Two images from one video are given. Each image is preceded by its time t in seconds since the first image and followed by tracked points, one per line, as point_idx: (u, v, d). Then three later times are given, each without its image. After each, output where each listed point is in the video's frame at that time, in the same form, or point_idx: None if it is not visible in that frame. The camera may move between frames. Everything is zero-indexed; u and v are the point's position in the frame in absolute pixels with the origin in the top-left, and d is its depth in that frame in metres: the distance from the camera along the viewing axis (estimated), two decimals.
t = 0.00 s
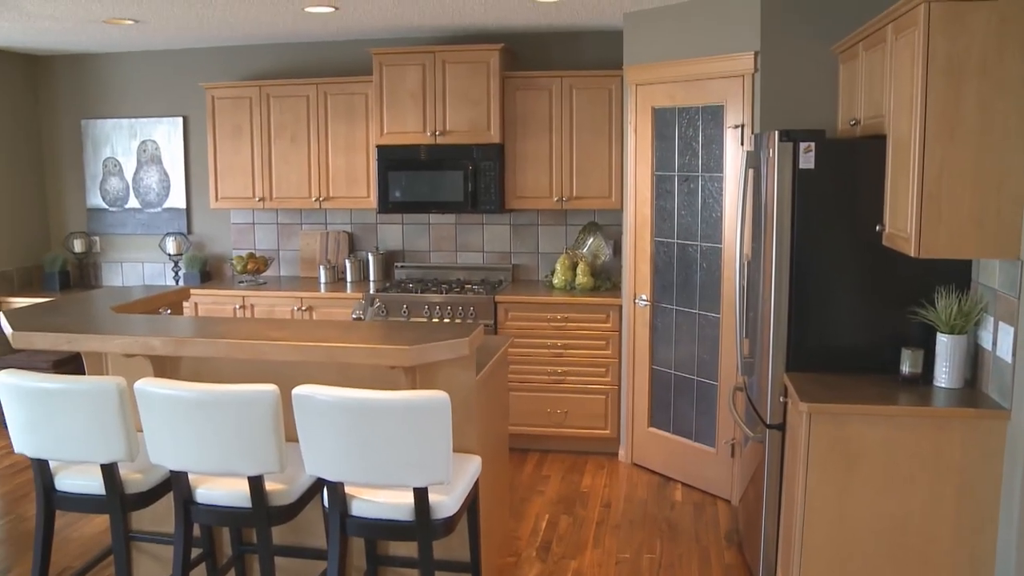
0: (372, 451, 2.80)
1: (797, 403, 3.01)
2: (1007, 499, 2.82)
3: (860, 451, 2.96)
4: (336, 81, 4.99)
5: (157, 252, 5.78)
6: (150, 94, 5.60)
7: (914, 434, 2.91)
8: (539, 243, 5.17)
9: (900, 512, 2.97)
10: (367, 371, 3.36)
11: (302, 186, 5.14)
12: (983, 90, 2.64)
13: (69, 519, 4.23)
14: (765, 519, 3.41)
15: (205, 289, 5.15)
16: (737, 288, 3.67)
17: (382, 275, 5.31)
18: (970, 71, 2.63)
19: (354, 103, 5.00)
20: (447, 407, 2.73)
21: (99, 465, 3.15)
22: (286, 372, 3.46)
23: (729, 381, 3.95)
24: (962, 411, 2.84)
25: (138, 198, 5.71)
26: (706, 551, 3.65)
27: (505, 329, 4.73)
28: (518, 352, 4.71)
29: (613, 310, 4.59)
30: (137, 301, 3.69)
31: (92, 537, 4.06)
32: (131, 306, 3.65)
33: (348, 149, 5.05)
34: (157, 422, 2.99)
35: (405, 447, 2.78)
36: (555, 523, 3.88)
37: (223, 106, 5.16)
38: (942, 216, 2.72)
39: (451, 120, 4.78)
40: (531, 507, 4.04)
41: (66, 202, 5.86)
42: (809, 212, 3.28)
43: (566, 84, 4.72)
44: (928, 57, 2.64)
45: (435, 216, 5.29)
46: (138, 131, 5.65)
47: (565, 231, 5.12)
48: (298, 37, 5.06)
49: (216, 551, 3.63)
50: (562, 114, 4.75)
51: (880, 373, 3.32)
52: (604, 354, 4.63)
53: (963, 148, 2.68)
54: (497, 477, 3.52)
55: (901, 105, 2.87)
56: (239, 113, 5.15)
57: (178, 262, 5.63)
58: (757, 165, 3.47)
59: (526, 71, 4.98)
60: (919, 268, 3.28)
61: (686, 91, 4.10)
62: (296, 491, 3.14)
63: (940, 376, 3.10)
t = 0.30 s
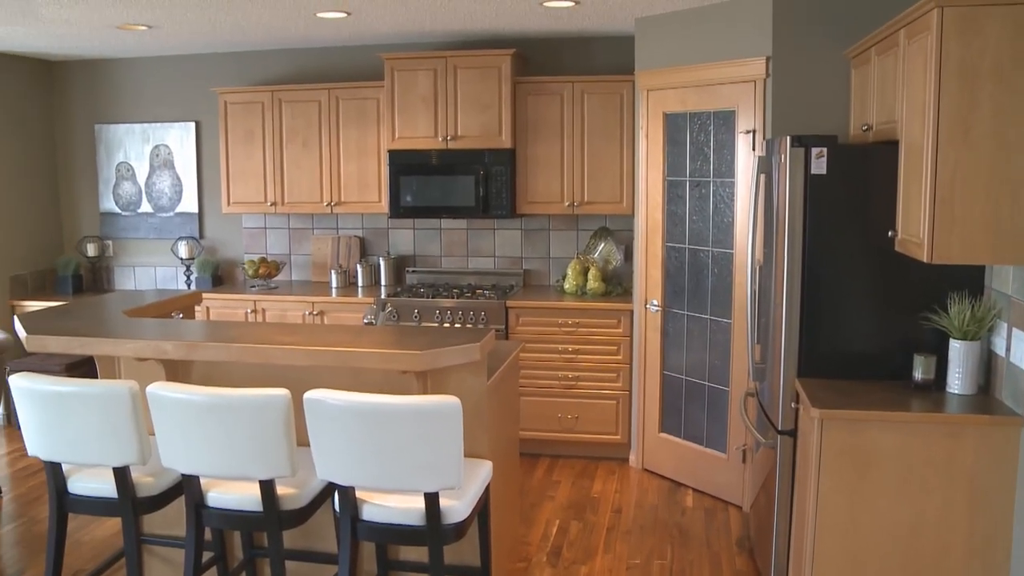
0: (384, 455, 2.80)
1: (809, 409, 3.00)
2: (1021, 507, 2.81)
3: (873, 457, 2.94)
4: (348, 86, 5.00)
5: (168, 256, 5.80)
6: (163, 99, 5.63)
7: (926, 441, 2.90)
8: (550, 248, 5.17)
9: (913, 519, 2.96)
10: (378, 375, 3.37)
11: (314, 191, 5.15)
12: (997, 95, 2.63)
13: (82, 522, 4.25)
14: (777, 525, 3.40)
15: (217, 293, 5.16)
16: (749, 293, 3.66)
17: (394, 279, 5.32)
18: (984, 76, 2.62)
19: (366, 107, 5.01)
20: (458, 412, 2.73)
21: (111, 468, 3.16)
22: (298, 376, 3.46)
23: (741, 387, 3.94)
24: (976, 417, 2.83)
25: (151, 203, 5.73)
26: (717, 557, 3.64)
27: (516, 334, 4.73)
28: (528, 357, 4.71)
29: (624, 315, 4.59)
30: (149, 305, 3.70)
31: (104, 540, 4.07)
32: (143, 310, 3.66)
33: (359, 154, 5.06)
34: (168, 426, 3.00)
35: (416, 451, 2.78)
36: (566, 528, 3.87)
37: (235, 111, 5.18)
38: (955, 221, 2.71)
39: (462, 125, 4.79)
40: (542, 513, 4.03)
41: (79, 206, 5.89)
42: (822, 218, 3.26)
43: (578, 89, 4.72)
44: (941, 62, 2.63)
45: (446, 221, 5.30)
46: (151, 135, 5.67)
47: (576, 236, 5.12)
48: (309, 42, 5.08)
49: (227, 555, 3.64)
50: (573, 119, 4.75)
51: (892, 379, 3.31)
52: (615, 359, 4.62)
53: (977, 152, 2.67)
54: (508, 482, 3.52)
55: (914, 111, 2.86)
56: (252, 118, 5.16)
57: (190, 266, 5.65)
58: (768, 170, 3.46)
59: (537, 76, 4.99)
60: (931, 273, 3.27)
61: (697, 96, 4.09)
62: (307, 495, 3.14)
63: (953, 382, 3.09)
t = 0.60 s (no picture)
0: (395, 460, 2.80)
1: (821, 415, 2.99)
2: None
3: (884, 464, 2.93)
4: (359, 91, 5.02)
5: (181, 260, 5.82)
6: (175, 104, 5.65)
7: (939, 447, 2.89)
8: (561, 252, 5.17)
9: (926, 525, 2.95)
10: (389, 380, 3.37)
11: (326, 196, 5.17)
12: (1011, 100, 2.62)
13: (94, 525, 4.26)
14: (788, 531, 3.39)
15: (229, 297, 5.18)
16: (760, 299, 3.65)
17: (405, 284, 5.33)
18: (997, 81, 2.61)
19: (377, 112, 5.02)
20: (470, 417, 2.73)
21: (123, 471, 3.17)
22: (309, 381, 3.47)
23: (752, 392, 3.93)
24: (989, 424, 2.81)
25: (163, 207, 5.76)
26: (728, 562, 3.62)
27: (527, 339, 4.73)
28: (538, 361, 4.71)
29: (635, 321, 4.58)
30: (160, 309, 3.72)
31: (116, 543, 4.08)
32: (155, 314, 3.67)
33: (371, 158, 5.07)
34: (181, 430, 3.01)
35: (428, 456, 2.78)
36: (577, 534, 3.86)
37: (247, 116, 5.20)
38: (968, 226, 2.70)
39: (474, 130, 4.79)
40: (553, 518, 4.03)
41: (92, 211, 5.92)
42: (833, 223, 3.26)
43: (589, 94, 4.72)
44: (954, 68, 2.62)
45: (458, 226, 5.30)
46: (164, 140, 5.69)
47: (587, 241, 5.12)
48: (321, 47, 5.09)
49: (238, 558, 3.64)
50: (584, 124, 4.75)
51: (905, 385, 3.30)
52: (626, 364, 4.62)
53: (990, 158, 2.66)
54: (518, 487, 3.52)
55: (927, 116, 2.85)
56: (264, 123, 5.18)
57: (202, 270, 5.67)
58: (780, 175, 3.45)
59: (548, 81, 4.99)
60: (945, 279, 3.26)
61: (709, 101, 4.09)
62: (319, 499, 3.14)
63: (966, 389, 3.07)
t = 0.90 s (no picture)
0: (407, 464, 2.80)
1: (834, 421, 2.98)
2: None
3: (898, 470, 2.92)
4: (372, 96, 5.03)
5: (194, 264, 5.84)
6: (189, 108, 5.68)
7: (953, 453, 2.87)
8: (573, 257, 5.17)
9: (940, 531, 2.93)
10: (402, 384, 3.37)
11: (338, 200, 5.18)
12: None
13: (107, 527, 4.28)
14: (800, 536, 3.38)
15: (242, 301, 5.20)
16: (773, 304, 3.63)
17: (417, 288, 5.33)
18: (1012, 86, 2.60)
19: (390, 117, 5.03)
20: (482, 421, 2.73)
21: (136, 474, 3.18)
22: (322, 384, 3.47)
23: (764, 397, 3.92)
24: (1004, 431, 2.80)
25: (176, 211, 5.78)
26: (741, 569, 3.61)
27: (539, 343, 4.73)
28: (550, 366, 4.71)
29: (647, 325, 4.57)
30: (174, 312, 3.73)
31: (129, 545, 4.10)
32: (168, 317, 3.68)
33: (383, 163, 5.08)
34: (193, 433, 3.02)
35: (440, 460, 2.78)
36: (588, 538, 3.86)
37: (260, 120, 5.22)
38: (982, 232, 2.69)
39: (486, 134, 4.80)
40: (564, 523, 4.02)
41: (106, 214, 5.95)
42: (847, 228, 3.24)
43: (601, 99, 4.73)
44: (969, 73, 2.61)
45: (470, 230, 5.31)
46: (177, 144, 5.72)
47: (599, 246, 5.12)
48: (333, 52, 5.11)
49: (250, 561, 3.65)
50: (597, 129, 4.75)
51: (918, 391, 3.28)
52: (638, 369, 4.61)
53: (1004, 163, 2.65)
54: (530, 492, 3.52)
55: (941, 120, 2.84)
56: (276, 127, 5.20)
57: (215, 274, 5.69)
58: (793, 180, 3.44)
59: (560, 86, 4.99)
60: (959, 284, 3.24)
61: (721, 105, 4.08)
62: (330, 502, 3.14)
63: (980, 395, 3.06)
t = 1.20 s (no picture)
0: (420, 467, 2.81)
1: (847, 426, 2.97)
2: None
3: (913, 476, 2.90)
4: (386, 100, 5.04)
5: (207, 267, 5.86)
6: (203, 112, 5.70)
7: (968, 459, 2.86)
8: (586, 261, 5.16)
9: (955, 537, 2.92)
10: (415, 388, 3.37)
11: (352, 203, 5.19)
12: None
13: (121, 529, 4.29)
14: (814, 541, 3.37)
15: (255, 304, 5.22)
16: (786, 308, 3.62)
17: (430, 291, 5.34)
18: None
19: (403, 120, 5.04)
20: (495, 425, 2.73)
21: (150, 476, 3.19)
22: (335, 388, 3.48)
23: (778, 402, 3.91)
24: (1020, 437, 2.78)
25: (190, 214, 5.80)
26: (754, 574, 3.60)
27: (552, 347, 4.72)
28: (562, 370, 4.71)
29: (660, 329, 4.56)
30: (188, 315, 3.74)
31: (142, 546, 4.11)
32: (182, 320, 3.70)
33: (397, 167, 5.09)
34: (206, 435, 3.03)
35: (453, 464, 2.78)
36: (600, 543, 3.85)
37: (273, 124, 5.23)
38: (998, 237, 2.67)
39: (499, 138, 4.80)
40: (577, 527, 4.02)
41: (120, 217, 5.98)
42: (861, 232, 3.23)
43: (614, 103, 4.72)
44: (985, 76, 2.60)
45: (483, 234, 5.31)
46: (191, 148, 5.74)
47: (612, 250, 5.11)
48: (347, 55, 5.12)
49: (262, 564, 3.66)
50: (610, 133, 4.75)
51: (933, 396, 3.27)
52: (650, 373, 4.60)
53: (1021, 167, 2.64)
54: (542, 496, 3.51)
55: (956, 124, 2.83)
56: (290, 130, 5.21)
57: (228, 277, 5.71)
58: (807, 184, 3.43)
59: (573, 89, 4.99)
60: (974, 289, 3.23)
61: (734, 109, 4.08)
62: (343, 506, 3.14)
63: (995, 401, 3.04)
